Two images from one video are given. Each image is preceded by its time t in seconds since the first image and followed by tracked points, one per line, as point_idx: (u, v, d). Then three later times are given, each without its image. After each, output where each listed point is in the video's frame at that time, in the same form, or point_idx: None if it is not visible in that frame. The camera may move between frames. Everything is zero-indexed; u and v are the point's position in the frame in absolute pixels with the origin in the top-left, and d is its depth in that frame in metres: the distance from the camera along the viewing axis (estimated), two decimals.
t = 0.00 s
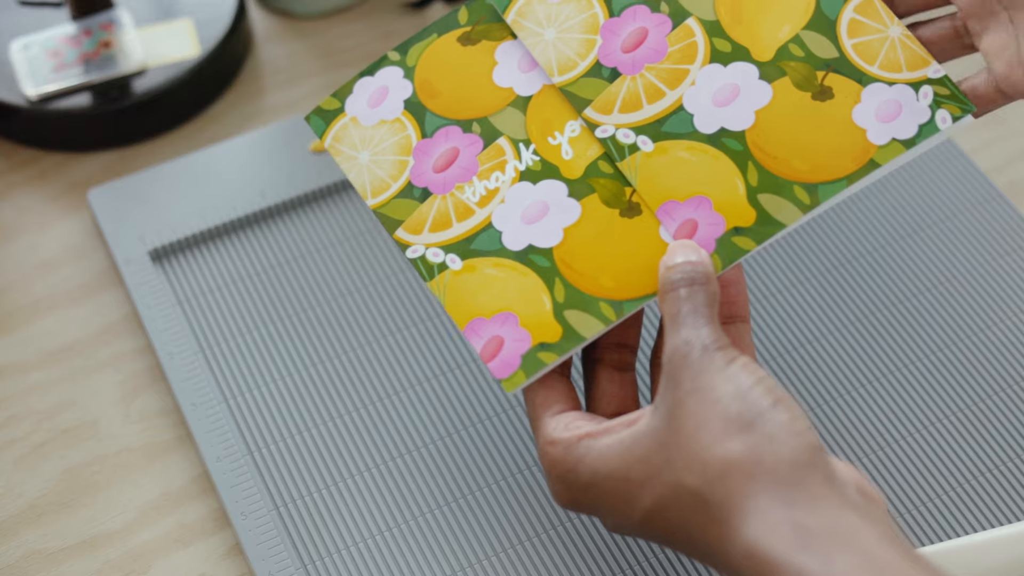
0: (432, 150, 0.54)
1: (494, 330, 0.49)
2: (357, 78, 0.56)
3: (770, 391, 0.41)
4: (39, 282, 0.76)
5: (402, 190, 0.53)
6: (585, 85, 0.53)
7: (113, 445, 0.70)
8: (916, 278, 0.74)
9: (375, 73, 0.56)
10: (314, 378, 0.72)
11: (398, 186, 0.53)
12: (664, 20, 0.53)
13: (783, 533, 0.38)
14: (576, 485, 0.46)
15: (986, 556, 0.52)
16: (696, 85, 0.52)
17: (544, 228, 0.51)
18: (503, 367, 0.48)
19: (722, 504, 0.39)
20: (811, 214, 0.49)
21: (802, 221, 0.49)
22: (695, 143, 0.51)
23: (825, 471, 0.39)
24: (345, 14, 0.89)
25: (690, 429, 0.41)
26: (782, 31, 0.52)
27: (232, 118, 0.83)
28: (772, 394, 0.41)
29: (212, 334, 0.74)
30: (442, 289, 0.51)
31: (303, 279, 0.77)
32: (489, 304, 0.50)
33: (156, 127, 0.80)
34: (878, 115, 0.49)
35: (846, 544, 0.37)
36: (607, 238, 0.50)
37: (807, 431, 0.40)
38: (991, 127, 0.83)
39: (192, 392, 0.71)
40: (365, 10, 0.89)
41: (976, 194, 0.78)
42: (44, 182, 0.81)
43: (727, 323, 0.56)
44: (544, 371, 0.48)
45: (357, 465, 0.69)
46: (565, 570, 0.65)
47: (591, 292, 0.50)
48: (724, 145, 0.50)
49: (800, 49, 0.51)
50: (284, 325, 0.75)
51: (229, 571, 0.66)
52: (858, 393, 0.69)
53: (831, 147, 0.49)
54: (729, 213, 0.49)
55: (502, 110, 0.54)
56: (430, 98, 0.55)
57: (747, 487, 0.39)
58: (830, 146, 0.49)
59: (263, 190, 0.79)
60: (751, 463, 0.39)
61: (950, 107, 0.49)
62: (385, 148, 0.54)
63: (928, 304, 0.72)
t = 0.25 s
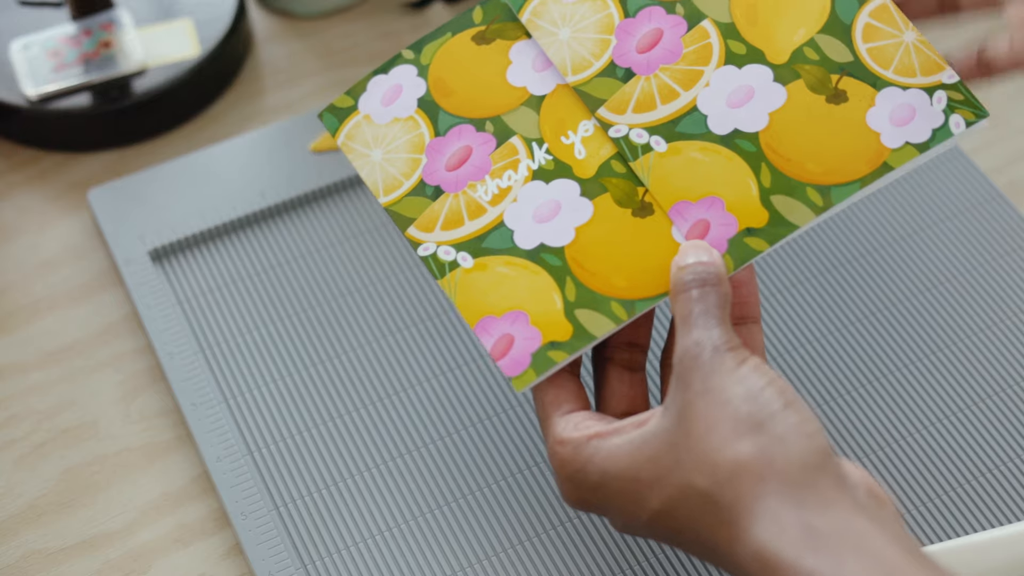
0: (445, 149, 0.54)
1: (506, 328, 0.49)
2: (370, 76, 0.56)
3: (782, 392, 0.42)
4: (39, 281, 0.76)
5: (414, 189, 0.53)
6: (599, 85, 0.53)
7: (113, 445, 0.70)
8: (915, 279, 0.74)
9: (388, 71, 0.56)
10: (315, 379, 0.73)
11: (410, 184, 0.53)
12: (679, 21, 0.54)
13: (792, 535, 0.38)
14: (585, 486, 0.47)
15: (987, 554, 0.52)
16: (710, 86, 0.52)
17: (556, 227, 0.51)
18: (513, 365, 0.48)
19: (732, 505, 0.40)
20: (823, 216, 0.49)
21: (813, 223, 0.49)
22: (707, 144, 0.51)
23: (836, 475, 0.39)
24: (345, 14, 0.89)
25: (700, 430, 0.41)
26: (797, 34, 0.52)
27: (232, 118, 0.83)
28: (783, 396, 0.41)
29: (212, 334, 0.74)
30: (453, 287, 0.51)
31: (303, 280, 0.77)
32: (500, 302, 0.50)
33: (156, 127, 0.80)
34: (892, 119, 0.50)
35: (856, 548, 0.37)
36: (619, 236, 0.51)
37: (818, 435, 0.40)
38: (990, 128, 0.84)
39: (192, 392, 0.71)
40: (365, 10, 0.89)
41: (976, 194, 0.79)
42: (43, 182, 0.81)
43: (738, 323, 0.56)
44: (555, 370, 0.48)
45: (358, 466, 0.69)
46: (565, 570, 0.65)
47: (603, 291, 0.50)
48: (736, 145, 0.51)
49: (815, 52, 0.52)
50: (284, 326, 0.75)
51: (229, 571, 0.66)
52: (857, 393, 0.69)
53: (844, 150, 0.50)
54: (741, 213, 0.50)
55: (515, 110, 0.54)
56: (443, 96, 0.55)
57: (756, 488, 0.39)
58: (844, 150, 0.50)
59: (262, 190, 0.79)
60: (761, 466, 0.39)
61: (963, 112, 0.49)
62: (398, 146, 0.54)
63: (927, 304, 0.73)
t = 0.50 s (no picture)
0: (438, 159, 0.54)
1: (501, 341, 0.49)
2: (363, 86, 0.56)
3: (781, 405, 0.42)
4: (39, 281, 0.76)
5: (408, 200, 0.53)
6: (592, 94, 0.53)
7: (113, 445, 0.70)
8: (916, 278, 0.74)
9: (380, 81, 0.56)
10: (315, 378, 0.73)
11: (403, 195, 0.54)
12: (673, 29, 0.54)
13: (792, 549, 0.38)
14: (584, 499, 0.47)
15: (986, 557, 0.52)
16: (704, 95, 0.52)
17: (552, 237, 0.51)
18: (509, 377, 0.48)
19: (732, 517, 0.40)
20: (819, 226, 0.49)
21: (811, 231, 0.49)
22: (703, 153, 0.51)
23: (836, 487, 0.39)
24: (345, 13, 0.89)
25: (699, 442, 0.41)
26: (791, 43, 0.52)
27: (232, 118, 0.83)
28: (782, 408, 0.41)
29: (212, 334, 0.74)
30: (448, 299, 0.51)
31: (303, 280, 0.77)
32: (495, 314, 0.50)
33: (156, 127, 0.80)
34: (887, 128, 0.49)
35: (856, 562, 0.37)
36: (615, 246, 0.51)
37: (817, 447, 0.40)
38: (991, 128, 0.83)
39: (192, 392, 0.71)
40: (365, 9, 0.89)
41: (976, 193, 0.78)
42: (44, 182, 0.81)
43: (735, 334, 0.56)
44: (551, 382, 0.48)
45: (357, 465, 0.69)
46: (565, 570, 0.65)
47: (599, 302, 0.50)
48: (732, 154, 0.50)
49: (809, 61, 0.52)
50: (284, 325, 0.75)
51: (229, 571, 0.66)
52: (857, 394, 0.69)
53: (840, 160, 0.49)
54: (739, 223, 0.49)
55: (508, 119, 0.54)
56: (436, 107, 0.55)
57: (756, 501, 0.39)
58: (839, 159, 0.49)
59: (263, 190, 0.79)
60: (761, 480, 0.39)
61: (959, 122, 0.49)
62: (391, 156, 0.55)
63: (928, 304, 0.73)
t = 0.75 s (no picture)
0: (444, 148, 0.54)
1: (505, 331, 0.49)
2: (369, 74, 0.56)
3: (786, 400, 0.42)
4: (39, 282, 0.76)
5: (413, 188, 0.53)
6: (600, 87, 0.53)
7: (113, 445, 0.70)
8: (916, 279, 0.74)
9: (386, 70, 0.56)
10: (315, 379, 0.73)
11: (408, 184, 0.53)
12: (682, 25, 0.54)
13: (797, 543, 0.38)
14: (586, 492, 0.47)
15: (989, 554, 0.52)
16: (713, 90, 0.52)
17: (558, 229, 0.51)
18: (513, 368, 0.48)
19: (735, 513, 0.40)
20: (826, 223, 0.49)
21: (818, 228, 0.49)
22: (711, 147, 0.51)
23: (840, 483, 0.39)
24: (345, 14, 0.89)
25: (704, 437, 0.41)
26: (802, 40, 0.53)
27: (232, 118, 0.83)
28: (786, 403, 0.42)
29: (212, 334, 0.74)
30: (452, 288, 0.51)
31: (304, 280, 0.77)
32: (500, 304, 0.50)
33: (156, 127, 0.80)
34: (896, 127, 0.50)
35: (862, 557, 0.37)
36: (621, 238, 0.51)
37: (822, 442, 0.40)
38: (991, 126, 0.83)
39: (192, 392, 0.71)
40: (365, 10, 0.89)
41: (976, 194, 0.78)
42: (44, 183, 0.81)
43: (741, 329, 0.56)
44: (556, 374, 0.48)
45: (358, 466, 0.69)
46: (565, 570, 0.65)
47: (604, 295, 0.50)
48: (740, 150, 0.51)
49: (819, 58, 0.52)
50: (284, 326, 0.75)
51: (229, 571, 0.66)
52: (857, 393, 0.69)
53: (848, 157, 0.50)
54: (745, 218, 0.49)
55: (514, 111, 0.54)
56: (442, 96, 0.55)
57: (759, 496, 0.39)
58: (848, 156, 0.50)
59: (263, 190, 0.79)
60: (765, 474, 0.39)
61: (967, 122, 0.49)
62: (396, 145, 0.54)
63: (927, 304, 0.73)
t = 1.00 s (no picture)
0: (449, 122, 0.54)
1: (508, 318, 0.49)
2: (372, 39, 0.57)
3: (777, 421, 0.43)
4: (40, 281, 0.76)
5: (415, 163, 0.53)
6: (620, 49, 0.54)
7: (114, 445, 0.70)
8: (916, 278, 0.74)
9: (390, 36, 0.57)
10: (316, 379, 0.73)
11: (410, 158, 0.54)
12: None
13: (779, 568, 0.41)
14: (580, 489, 0.49)
15: (987, 556, 0.53)
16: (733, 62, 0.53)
17: (563, 213, 0.51)
18: (516, 357, 0.48)
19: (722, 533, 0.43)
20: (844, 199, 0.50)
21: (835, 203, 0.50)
22: (731, 116, 0.52)
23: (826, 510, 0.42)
24: (345, 14, 0.89)
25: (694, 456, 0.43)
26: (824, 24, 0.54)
27: (232, 118, 0.83)
28: (777, 424, 0.43)
29: (212, 334, 0.74)
30: (454, 271, 0.51)
31: (304, 281, 0.77)
32: (503, 291, 0.50)
33: (156, 127, 0.80)
34: (913, 114, 0.52)
35: None
36: (628, 224, 0.51)
37: (811, 468, 0.42)
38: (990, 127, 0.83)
39: (193, 392, 0.71)
40: (365, 10, 0.89)
41: (976, 194, 0.79)
42: (43, 182, 0.81)
43: (743, 326, 0.56)
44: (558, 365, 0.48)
45: (358, 465, 0.69)
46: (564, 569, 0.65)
47: (609, 284, 0.50)
48: (759, 120, 0.52)
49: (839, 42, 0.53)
50: (285, 327, 0.75)
51: (229, 571, 0.66)
52: (857, 393, 0.69)
53: (867, 138, 0.51)
54: (764, 185, 0.50)
55: (522, 85, 0.55)
56: (447, 66, 0.55)
57: (744, 525, 0.42)
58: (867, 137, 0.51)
59: (263, 190, 0.79)
60: (753, 502, 0.42)
61: (983, 110, 0.51)
62: (397, 116, 0.55)
63: (927, 304, 0.73)
